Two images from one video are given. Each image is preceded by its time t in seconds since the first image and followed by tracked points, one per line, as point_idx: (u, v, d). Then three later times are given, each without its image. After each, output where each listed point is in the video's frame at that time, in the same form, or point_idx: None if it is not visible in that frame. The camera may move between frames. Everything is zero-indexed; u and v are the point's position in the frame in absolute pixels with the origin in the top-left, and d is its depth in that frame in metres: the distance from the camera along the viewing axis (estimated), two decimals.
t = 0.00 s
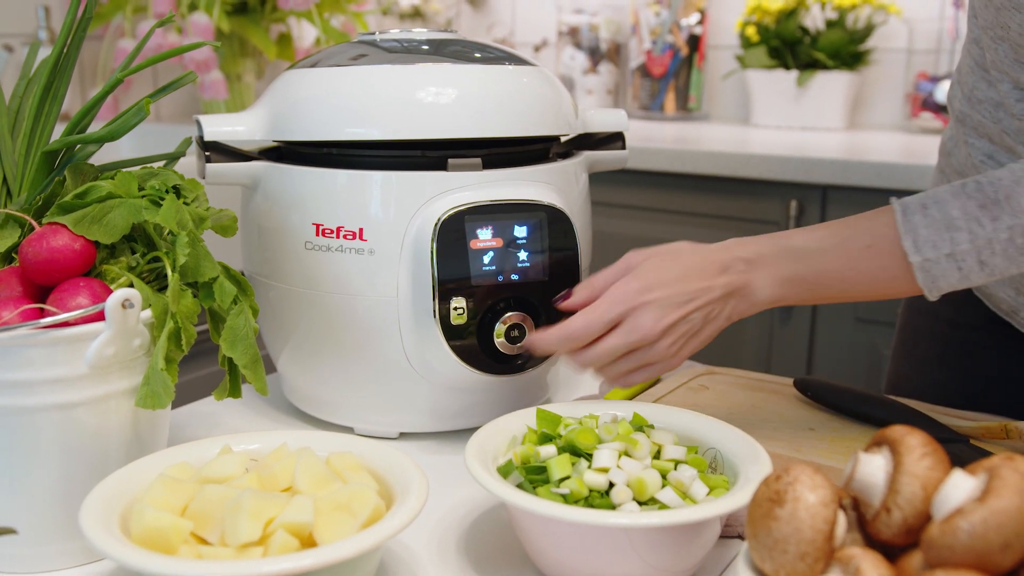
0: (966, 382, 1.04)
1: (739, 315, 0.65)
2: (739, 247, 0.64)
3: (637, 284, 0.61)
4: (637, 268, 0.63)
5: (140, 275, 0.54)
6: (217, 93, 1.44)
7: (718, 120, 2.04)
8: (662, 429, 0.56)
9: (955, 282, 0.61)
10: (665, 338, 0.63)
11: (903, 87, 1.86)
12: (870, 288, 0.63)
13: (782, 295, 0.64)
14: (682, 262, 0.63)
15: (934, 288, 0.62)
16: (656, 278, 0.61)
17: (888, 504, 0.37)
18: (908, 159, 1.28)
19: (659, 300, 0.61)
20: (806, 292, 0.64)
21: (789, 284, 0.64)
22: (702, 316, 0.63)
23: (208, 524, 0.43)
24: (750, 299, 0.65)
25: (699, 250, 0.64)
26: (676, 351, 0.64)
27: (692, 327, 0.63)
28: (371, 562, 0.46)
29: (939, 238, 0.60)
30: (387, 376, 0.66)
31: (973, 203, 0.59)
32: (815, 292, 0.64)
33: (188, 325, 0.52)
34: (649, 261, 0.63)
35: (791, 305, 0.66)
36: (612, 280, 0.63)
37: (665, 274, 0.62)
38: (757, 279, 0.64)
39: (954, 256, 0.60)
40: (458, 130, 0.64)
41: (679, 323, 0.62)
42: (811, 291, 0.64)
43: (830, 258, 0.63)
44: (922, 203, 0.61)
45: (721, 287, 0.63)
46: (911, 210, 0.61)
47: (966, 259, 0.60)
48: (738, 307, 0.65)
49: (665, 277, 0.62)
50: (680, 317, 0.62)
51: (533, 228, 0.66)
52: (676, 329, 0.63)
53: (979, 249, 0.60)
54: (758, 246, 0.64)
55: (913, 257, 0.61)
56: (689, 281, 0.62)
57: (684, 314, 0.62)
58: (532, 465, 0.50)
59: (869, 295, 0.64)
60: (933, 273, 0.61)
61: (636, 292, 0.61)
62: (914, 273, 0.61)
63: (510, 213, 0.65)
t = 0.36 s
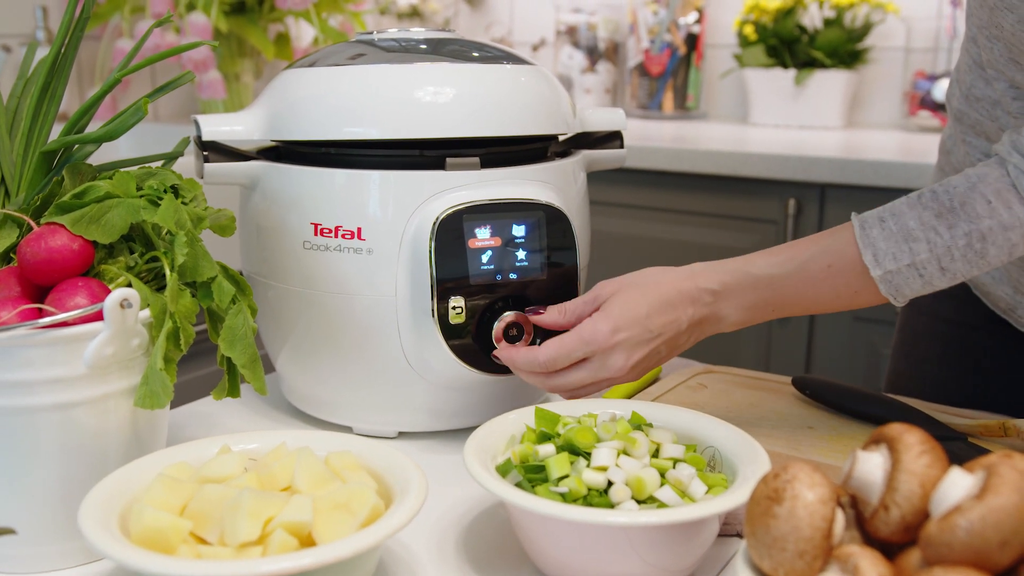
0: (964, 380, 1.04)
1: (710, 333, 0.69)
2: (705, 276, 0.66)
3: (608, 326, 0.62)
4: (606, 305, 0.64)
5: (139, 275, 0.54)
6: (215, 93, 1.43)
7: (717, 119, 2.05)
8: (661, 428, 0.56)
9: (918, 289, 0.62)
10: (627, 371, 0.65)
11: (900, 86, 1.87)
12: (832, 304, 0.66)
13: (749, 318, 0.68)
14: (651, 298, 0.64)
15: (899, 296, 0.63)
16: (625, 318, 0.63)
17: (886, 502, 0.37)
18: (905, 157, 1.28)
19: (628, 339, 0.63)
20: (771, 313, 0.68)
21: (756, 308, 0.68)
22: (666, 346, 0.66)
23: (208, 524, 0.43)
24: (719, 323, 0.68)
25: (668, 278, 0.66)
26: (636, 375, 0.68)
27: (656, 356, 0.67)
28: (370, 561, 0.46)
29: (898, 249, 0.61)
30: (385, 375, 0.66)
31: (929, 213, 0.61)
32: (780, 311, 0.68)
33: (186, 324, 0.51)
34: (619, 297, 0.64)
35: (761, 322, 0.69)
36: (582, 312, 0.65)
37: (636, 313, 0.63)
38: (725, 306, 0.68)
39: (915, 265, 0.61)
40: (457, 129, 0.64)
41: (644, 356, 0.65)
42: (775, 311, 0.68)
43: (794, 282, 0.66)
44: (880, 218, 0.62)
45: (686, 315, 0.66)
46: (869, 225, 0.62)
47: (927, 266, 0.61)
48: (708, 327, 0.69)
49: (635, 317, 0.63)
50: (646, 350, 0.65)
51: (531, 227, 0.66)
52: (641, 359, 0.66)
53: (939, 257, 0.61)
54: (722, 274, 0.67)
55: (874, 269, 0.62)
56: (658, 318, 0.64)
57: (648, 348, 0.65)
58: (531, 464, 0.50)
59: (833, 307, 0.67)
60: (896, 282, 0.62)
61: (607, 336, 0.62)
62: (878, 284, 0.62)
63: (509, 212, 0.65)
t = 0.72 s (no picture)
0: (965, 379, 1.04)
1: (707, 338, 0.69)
2: (698, 283, 0.66)
3: (605, 336, 0.62)
4: (604, 314, 0.63)
5: (141, 275, 0.54)
6: (216, 94, 1.44)
7: (718, 119, 2.05)
8: (663, 427, 0.56)
9: (910, 289, 0.62)
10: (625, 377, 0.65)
11: (902, 85, 1.87)
12: (826, 306, 0.66)
13: (743, 323, 0.68)
14: (647, 305, 0.64)
15: (892, 296, 0.63)
16: (622, 327, 0.62)
17: (890, 500, 0.37)
18: (907, 156, 1.28)
19: (625, 347, 0.63)
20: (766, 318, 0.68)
21: (749, 314, 0.68)
22: (662, 351, 0.66)
23: (210, 524, 0.43)
24: (714, 329, 0.68)
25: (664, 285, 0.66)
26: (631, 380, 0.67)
27: (653, 360, 0.67)
28: (373, 561, 0.46)
29: (889, 252, 0.61)
30: (387, 375, 0.66)
31: (919, 215, 0.61)
32: (775, 316, 0.68)
33: (189, 324, 0.51)
34: (615, 305, 0.64)
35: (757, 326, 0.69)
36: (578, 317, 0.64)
37: (633, 321, 0.63)
38: (719, 314, 0.68)
39: (906, 267, 0.61)
40: (458, 129, 0.64)
41: (642, 361, 0.65)
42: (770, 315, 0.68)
43: (788, 288, 0.66)
44: (871, 220, 0.62)
45: (681, 324, 0.66)
46: (860, 228, 0.62)
47: (919, 267, 0.61)
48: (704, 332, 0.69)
49: (632, 325, 0.63)
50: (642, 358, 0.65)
51: (533, 227, 0.66)
52: (637, 365, 0.65)
53: (931, 258, 0.61)
54: (716, 282, 0.67)
55: (866, 272, 0.62)
56: (655, 326, 0.64)
57: (645, 354, 0.65)
58: (533, 464, 0.50)
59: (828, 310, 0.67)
60: (888, 284, 0.62)
61: (606, 344, 0.62)
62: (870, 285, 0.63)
63: (510, 212, 0.65)
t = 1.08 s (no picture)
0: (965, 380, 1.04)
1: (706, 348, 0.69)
2: (696, 292, 0.66)
3: (602, 335, 0.62)
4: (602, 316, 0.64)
5: (141, 276, 0.54)
6: (216, 94, 1.43)
7: (717, 119, 2.05)
8: (664, 428, 0.56)
9: (910, 295, 0.62)
10: (616, 382, 0.65)
11: (901, 86, 1.87)
12: (825, 315, 0.65)
13: (743, 332, 0.68)
14: (645, 311, 0.65)
15: (891, 303, 0.62)
16: (620, 328, 0.63)
17: (890, 501, 0.37)
18: (907, 157, 1.28)
19: (620, 350, 0.63)
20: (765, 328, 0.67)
21: (748, 324, 0.67)
22: (656, 359, 0.67)
23: (211, 525, 0.43)
24: (713, 339, 0.68)
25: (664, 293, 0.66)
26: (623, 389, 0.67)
27: (647, 368, 0.67)
28: (373, 562, 0.46)
29: (887, 259, 0.61)
30: (387, 376, 0.66)
31: (917, 221, 0.60)
32: (775, 325, 0.67)
33: (189, 325, 0.51)
34: (614, 310, 0.65)
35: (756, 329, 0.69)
36: (579, 324, 0.65)
37: (631, 324, 0.64)
38: (718, 323, 0.67)
39: (904, 273, 0.61)
40: (458, 130, 0.64)
41: (636, 367, 0.65)
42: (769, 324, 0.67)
43: (787, 296, 0.65)
44: (868, 228, 0.62)
45: (679, 332, 0.66)
46: (857, 235, 0.62)
47: (917, 273, 0.60)
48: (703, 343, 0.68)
49: (630, 328, 0.64)
50: (636, 364, 0.65)
51: (533, 227, 0.66)
52: (631, 373, 0.66)
53: (929, 264, 0.60)
54: (714, 291, 0.67)
55: (864, 280, 0.62)
56: (652, 331, 0.64)
57: (640, 359, 0.65)
58: (533, 465, 0.50)
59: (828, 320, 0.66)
60: (887, 291, 0.62)
61: (602, 343, 0.62)
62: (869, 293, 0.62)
63: (510, 213, 0.65)
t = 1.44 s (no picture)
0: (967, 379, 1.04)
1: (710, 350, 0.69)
2: (700, 292, 0.66)
3: (608, 335, 0.63)
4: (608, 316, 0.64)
5: (144, 276, 0.54)
6: (217, 95, 1.44)
7: (718, 119, 2.05)
8: (667, 428, 0.56)
9: (915, 295, 0.62)
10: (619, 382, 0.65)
11: (902, 85, 1.87)
12: (830, 315, 0.65)
13: (747, 333, 0.67)
14: (651, 313, 0.65)
15: (896, 303, 0.62)
16: (626, 328, 0.63)
17: (894, 500, 0.37)
18: (908, 157, 1.28)
19: (624, 350, 0.63)
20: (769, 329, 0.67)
21: (752, 324, 0.67)
22: (660, 360, 0.66)
23: (215, 525, 0.43)
24: (718, 340, 0.68)
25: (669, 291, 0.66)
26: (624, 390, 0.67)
27: (650, 369, 0.67)
28: (377, 561, 0.46)
29: (892, 259, 0.61)
30: (389, 376, 0.66)
31: (922, 221, 0.60)
32: (779, 326, 0.67)
33: (192, 326, 0.51)
34: (620, 311, 0.65)
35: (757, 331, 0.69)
36: (585, 324, 0.65)
37: (636, 325, 0.64)
38: (724, 324, 0.67)
39: (910, 273, 0.61)
40: (461, 131, 0.64)
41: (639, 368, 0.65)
42: (772, 325, 0.67)
43: (791, 296, 0.65)
44: (873, 227, 0.62)
45: (684, 333, 0.66)
46: (863, 235, 0.62)
47: (922, 273, 0.60)
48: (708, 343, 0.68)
49: (635, 328, 0.64)
50: (639, 366, 0.65)
51: (535, 227, 0.66)
52: (633, 374, 0.66)
53: (934, 264, 0.60)
54: (719, 291, 0.66)
55: (869, 279, 0.62)
56: (657, 332, 0.64)
57: (643, 360, 0.65)
58: (537, 464, 0.50)
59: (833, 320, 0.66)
60: (892, 291, 0.61)
61: (608, 343, 0.63)
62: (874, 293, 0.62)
63: (512, 213, 0.65)
